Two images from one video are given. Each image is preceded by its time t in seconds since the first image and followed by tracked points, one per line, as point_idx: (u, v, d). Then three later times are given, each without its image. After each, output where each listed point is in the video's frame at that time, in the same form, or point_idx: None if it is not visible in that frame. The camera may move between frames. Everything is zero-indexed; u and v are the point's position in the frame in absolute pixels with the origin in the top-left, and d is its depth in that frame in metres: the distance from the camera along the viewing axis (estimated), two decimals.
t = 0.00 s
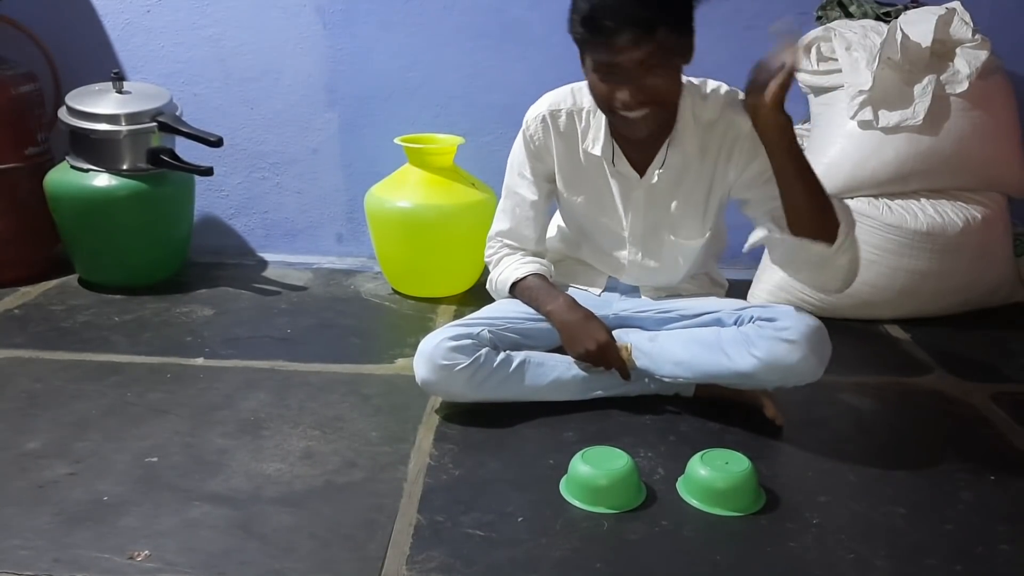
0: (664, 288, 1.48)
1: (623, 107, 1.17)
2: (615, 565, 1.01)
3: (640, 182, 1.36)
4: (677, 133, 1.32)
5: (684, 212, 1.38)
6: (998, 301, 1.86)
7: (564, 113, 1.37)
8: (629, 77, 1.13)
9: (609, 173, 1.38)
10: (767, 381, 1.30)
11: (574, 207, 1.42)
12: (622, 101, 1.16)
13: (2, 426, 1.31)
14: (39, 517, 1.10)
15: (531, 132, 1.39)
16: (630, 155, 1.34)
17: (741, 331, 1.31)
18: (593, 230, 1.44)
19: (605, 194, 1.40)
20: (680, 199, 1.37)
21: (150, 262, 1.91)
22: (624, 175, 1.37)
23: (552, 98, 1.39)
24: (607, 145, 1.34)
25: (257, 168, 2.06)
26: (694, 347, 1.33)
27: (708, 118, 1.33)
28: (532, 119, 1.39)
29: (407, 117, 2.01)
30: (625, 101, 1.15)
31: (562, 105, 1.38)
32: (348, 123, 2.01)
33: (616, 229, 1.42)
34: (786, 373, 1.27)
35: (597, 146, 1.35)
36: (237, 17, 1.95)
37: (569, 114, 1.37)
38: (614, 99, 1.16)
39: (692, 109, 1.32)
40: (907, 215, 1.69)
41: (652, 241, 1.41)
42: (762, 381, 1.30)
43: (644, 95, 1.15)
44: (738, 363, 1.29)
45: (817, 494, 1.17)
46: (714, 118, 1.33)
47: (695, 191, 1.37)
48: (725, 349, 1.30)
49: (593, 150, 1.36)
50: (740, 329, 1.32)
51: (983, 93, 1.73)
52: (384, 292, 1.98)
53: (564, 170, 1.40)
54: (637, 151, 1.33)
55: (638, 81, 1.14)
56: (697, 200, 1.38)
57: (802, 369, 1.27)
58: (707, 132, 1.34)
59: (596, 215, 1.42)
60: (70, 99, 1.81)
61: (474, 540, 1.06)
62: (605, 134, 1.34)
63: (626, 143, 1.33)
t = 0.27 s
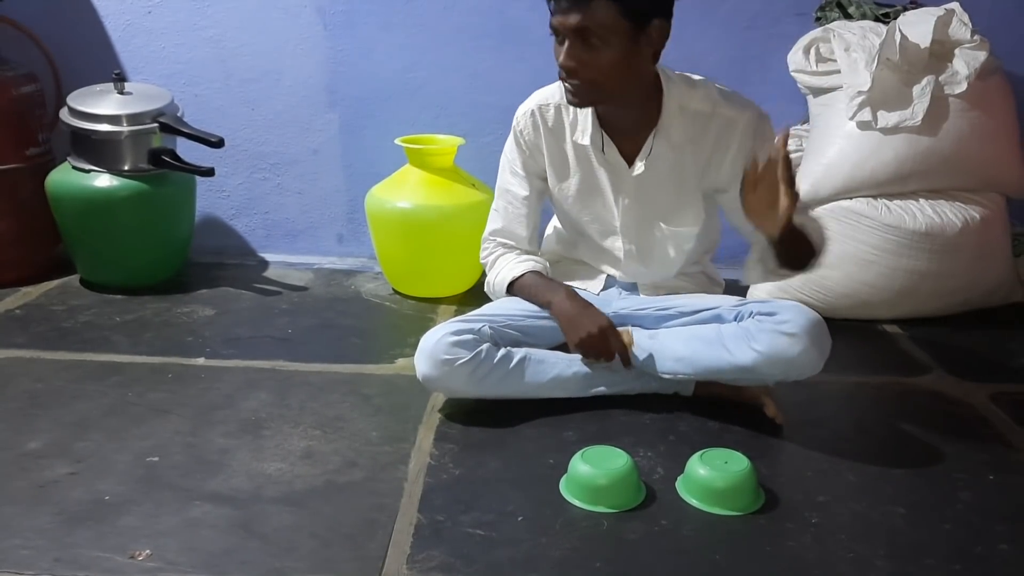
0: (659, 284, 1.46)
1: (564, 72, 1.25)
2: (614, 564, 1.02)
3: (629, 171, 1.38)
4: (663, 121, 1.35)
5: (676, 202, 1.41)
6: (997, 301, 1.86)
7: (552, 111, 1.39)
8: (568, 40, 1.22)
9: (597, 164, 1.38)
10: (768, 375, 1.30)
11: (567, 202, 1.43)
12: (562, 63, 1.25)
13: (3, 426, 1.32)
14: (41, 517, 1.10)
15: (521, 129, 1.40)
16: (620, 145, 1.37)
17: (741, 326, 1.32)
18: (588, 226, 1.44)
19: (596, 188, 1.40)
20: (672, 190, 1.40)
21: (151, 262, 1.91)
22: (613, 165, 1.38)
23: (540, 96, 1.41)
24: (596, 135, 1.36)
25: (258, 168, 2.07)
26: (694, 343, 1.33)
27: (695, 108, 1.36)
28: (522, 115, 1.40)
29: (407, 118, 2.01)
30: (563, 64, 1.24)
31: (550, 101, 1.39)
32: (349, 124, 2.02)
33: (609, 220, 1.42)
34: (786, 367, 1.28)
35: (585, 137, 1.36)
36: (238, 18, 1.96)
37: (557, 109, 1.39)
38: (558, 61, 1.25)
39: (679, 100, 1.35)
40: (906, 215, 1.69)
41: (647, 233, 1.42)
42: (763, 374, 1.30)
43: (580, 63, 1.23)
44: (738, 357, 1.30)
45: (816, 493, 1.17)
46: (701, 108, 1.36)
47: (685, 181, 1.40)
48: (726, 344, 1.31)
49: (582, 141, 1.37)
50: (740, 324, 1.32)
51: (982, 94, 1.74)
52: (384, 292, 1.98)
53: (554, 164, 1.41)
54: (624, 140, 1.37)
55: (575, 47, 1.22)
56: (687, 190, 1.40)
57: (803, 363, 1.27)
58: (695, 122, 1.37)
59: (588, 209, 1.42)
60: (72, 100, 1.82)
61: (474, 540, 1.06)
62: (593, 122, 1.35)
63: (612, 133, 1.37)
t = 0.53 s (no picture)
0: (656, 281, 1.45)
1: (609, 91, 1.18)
2: (615, 565, 1.01)
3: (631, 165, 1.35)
4: (666, 113, 1.32)
5: (678, 196, 1.38)
6: (998, 301, 1.86)
7: (552, 108, 1.37)
8: (612, 59, 1.14)
9: (597, 159, 1.37)
10: (771, 372, 1.30)
11: (567, 197, 1.41)
12: (607, 85, 1.17)
13: (2, 426, 1.32)
14: (39, 517, 1.10)
15: (520, 127, 1.39)
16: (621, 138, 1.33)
17: (743, 324, 1.32)
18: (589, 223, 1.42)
19: (597, 184, 1.39)
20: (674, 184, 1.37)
21: (150, 262, 1.91)
22: (614, 159, 1.35)
23: (540, 95, 1.40)
24: (596, 131, 1.33)
25: (258, 168, 2.06)
26: (698, 341, 1.33)
27: (697, 100, 1.34)
28: (522, 114, 1.40)
29: (407, 118, 2.01)
30: (609, 84, 1.16)
31: (549, 99, 1.38)
32: (348, 123, 2.01)
33: (610, 214, 1.40)
34: (791, 364, 1.28)
35: (585, 133, 1.34)
36: (237, 17, 1.95)
37: (556, 107, 1.37)
38: (600, 82, 1.17)
39: (680, 92, 1.34)
40: (907, 215, 1.69)
41: (647, 227, 1.39)
42: (765, 372, 1.30)
43: (628, 78, 1.16)
44: (742, 354, 1.30)
45: (817, 494, 1.17)
46: (703, 100, 1.34)
47: (686, 174, 1.37)
48: (729, 342, 1.31)
49: (582, 138, 1.34)
50: (743, 322, 1.33)
51: (983, 93, 1.73)
52: (384, 292, 1.98)
53: (553, 161, 1.40)
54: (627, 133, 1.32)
55: (620, 64, 1.15)
56: (689, 183, 1.38)
57: (807, 359, 1.28)
58: (697, 115, 1.35)
59: (589, 206, 1.41)
60: (71, 99, 1.81)
61: (474, 540, 1.06)
62: (593, 119, 1.33)
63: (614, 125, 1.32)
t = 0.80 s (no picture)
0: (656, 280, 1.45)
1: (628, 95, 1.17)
2: (615, 565, 1.01)
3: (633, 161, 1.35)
4: (669, 110, 1.33)
5: (681, 193, 1.38)
6: (998, 301, 1.86)
7: (557, 102, 1.37)
8: (633, 65, 1.14)
9: (600, 154, 1.37)
10: (779, 371, 1.31)
11: (569, 193, 1.41)
12: (627, 90, 1.16)
13: (2, 426, 1.32)
14: (39, 517, 1.10)
15: (524, 122, 1.39)
16: (624, 133, 1.34)
17: (751, 323, 1.32)
18: (590, 221, 1.42)
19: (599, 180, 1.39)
20: (677, 181, 1.38)
21: (150, 262, 1.91)
22: (616, 154, 1.36)
23: (543, 89, 1.39)
24: (600, 126, 1.33)
25: (258, 168, 2.06)
26: (704, 339, 1.34)
27: (699, 98, 1.34)
28: (525, 108, 1.39)
29: (407, 118, 2.01)
30: (630, 89, 1.16)
31: (553, 93, 1.37)
32: (348, 123, 2.01)
33: (611, 210, 1.40)
34: (797, 363, 1.29)
35: (589, 128, 1.34)
36: (237, 17, 1.95)
37: (560, 101, 1.37)
38: (620, 87, 1.16)
39: (683, 90, 1.34)
40: (907, 215, 1.69)
41: (649, 224, 1.39)
42: (774, 371, 1.31)
43: (648, 81, 1.16)
44: (748, 353, 1.31)
45: (817, 494, 1.17)
46: (705, 98, 1.34)
47: (688, 172, 1.37)
48: (736, 340, 1.32)
49: (586, 133, 1.35)
50: (749, 321, 1.33)
51: (983, 93, 1.73)
52: (384, 292, 1.98)
53: (557, 156, 1.39)
54: (632, 128, 1.33)
55: (641, 69, 1.14)
56: (691, 180, 1.38)
57: (813, 359, 1.28)
58: (699, 113, 1.35)
59: (591, 203, 1.40)
60: (71, 99, 1.81)
61: (474, 541, 1.06)
62: (597, 114, 1.33)
63: (618, 121, 1.33)
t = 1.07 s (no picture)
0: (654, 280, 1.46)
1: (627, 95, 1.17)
2: (615, 565, 1.01)
3: (634, 163, 1.35)
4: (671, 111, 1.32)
5: (681, 194, 1.38)
6: (998, 301, 1.86)
7: (558, 103, 1.37)
8: (632, 66, 1.14)
9: (602, 155, 1.37)
10: (778, 373, 1.31)
11: (570, 194, 1.41)
12: (626, 91, 1.16)
13: (2, 426, 1.32)
14: (39, 517, 1.10)
15: (525, 122, 1.38)
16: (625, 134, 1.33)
17: (749, 325, 1.33)
18: (591, 221, 1.42)
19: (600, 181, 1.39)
20: (677, 182, 1.37)
21: (150, 262, 1.91)
22: (617, 155, 1.35)
23: (545, 90, 1.39)
24: (601, 127, 1.33)
25: (258, 167, 2.06)
26: (703, 341, 1.34)
27: (701, 99, 1.33)
28: (527, 109, 1.39)
29: (407, 118, 2.01)
30: (629, 90, 1.16)
31: (554, 94, 1.37)
32: (348, 123, 2.01)
33: (612, 211, 1.40)
34: (795, 364, 1.29)
35: (591, 129, 1.34)
36: (237, 17, 1.95)
37: (561, 102, 1.37)
38: (618, 87, 1.16)
39: (685, 91, 1.33)
40: (907, 215, 1.69)
41: (650, 225, 1.40)
42: (772, 373, 1.31)
43: (647, 83, 1.16)
44: (747, 355, 1.31)
45: (817, 494, 1.17)
46: (707, 100, 1.33)
47: (688, 173, 1.37)
48: (735, 342, 1.32)
49: (588, 134, 1.35)
50: (747, 322, 1.33)
51: (983, 93, 1.73)
52: (384, 292, 1.98)
53: (558, 157, 1.39)
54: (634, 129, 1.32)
55: (640, 71, 1.14)
56: (691, 181, 1.38)
57: (812, 360, 1.29)
58: (701, 114, 1.34)
59: (592, 203, 1.41)
60: (71, 99, 1.81)
61: (474, 541, 1.06)
62: (598, 115, 1.33)
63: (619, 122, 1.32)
